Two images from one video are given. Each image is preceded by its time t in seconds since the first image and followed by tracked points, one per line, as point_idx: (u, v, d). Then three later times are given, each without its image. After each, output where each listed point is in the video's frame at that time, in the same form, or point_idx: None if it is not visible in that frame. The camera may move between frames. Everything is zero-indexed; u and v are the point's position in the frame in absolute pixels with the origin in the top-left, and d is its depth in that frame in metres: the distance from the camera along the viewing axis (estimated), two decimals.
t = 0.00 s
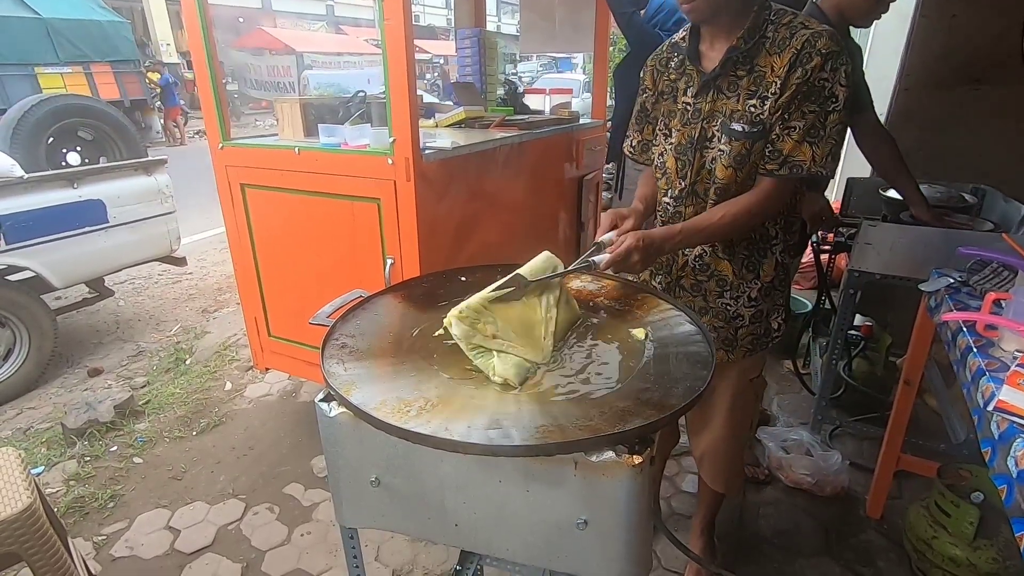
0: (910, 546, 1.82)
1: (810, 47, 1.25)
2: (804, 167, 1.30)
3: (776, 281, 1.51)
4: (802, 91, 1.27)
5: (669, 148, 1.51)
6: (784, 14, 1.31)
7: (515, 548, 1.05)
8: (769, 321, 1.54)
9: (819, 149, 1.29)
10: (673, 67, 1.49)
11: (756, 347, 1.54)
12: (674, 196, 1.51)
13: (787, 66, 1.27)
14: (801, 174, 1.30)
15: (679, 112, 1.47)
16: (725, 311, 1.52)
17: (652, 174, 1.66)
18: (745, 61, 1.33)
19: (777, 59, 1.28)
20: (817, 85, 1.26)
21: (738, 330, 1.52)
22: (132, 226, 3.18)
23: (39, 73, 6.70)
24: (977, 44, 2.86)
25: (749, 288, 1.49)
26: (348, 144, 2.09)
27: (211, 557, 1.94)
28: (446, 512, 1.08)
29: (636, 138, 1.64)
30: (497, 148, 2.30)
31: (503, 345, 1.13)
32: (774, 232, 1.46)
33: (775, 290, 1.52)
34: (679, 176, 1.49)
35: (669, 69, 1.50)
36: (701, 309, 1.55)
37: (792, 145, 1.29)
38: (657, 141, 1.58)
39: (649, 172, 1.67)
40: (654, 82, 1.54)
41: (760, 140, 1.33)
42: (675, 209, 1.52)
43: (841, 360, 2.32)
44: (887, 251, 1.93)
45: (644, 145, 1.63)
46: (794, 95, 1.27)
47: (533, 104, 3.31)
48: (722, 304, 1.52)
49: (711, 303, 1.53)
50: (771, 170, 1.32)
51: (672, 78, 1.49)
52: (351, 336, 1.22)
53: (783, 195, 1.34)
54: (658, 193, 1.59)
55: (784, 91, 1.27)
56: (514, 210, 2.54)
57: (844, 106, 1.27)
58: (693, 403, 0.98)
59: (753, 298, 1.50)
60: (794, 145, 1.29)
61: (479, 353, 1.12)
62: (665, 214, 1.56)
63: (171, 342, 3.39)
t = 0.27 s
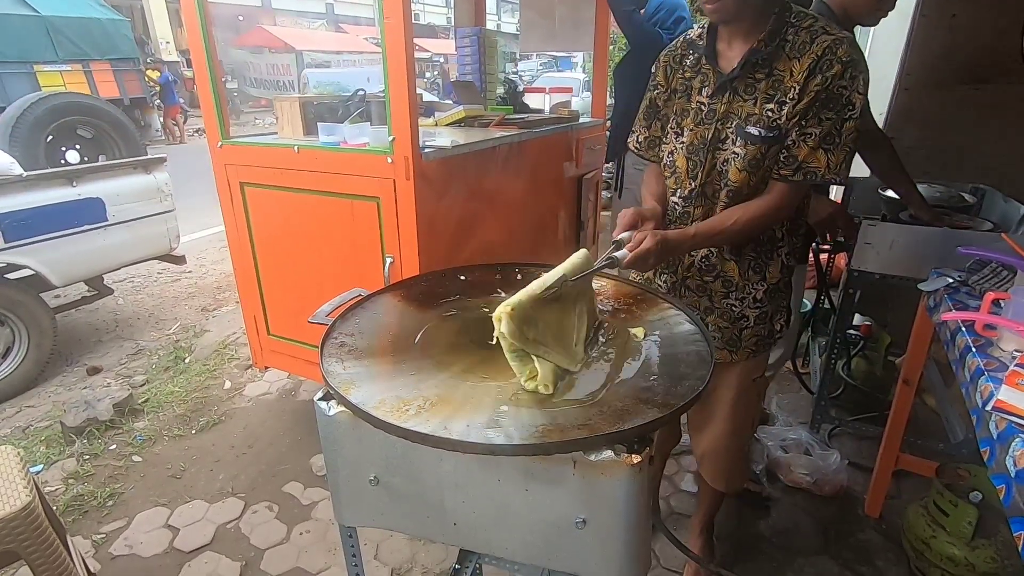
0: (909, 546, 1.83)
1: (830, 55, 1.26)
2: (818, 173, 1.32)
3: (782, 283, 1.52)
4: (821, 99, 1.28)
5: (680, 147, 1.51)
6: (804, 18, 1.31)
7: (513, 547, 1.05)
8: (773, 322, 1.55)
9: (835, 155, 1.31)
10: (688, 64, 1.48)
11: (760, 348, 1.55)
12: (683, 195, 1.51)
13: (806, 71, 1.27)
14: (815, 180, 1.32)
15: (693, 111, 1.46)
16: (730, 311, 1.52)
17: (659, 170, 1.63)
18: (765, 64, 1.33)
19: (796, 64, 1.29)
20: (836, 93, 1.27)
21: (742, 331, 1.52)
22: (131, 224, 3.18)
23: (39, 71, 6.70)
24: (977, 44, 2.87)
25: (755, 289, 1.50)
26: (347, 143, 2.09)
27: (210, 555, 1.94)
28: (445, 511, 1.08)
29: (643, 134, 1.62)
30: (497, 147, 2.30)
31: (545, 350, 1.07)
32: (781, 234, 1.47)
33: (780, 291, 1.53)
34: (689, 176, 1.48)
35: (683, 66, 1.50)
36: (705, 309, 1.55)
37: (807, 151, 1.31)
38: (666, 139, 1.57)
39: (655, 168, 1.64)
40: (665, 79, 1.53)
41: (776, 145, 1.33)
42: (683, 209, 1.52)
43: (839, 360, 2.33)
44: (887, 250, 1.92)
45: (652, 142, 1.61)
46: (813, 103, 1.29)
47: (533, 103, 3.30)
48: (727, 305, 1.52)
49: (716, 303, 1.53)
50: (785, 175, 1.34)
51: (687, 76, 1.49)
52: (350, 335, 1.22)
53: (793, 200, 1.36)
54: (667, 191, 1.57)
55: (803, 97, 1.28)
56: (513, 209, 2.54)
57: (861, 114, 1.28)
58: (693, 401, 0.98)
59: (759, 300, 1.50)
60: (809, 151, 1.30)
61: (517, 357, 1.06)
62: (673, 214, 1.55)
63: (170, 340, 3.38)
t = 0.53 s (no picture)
0: (908, 545, 1.83)
1: (846, 58, 1.26)
2: (835, 177, 1.32)
3: (789, 283, 1.52)
4: (837, 103, 1.28)
5: (690, 147, 1.50)
6: (819, 20, 1.31)
7: (512, 546, 1.05)
8: (779, 323, 1.55)
9: (850, 159, 1.31)
10: (700, 65, 1.48)
11: (766, 348, 1.55)
12: (692, 196, 1.50)
13: (822, 74, 1.28)
14: (832, 184, 1.33)
15: (704, 112, 1.46)
16: (737, 312, 1.52)
17: (664, 168, 1.63)
18: (779, 66, 1.32)
19: (811, 66, 1.29)
20: (852, 96, 1.27)
21: (750, 332, 1.52)
22: (131, 223, 3.18)
23: (38, 70, 6.69)
24: (978, 44, 2.87)
25: (763, 290, 1.49)
26: (346, 142, 2.09)
27: (209, 554, 1.94)
28: (444, 511, 1.08)
29: (650, 133, 1.62)
30: (496, 146, 2.30)
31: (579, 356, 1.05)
32: (790, 235, 1.46)
33: (787, 292, 1.53)
34: (699, 177, 1.48)
35: (694, 66, 1.50)
36: (712, 310, 1.55)
37: (824, 156, 1.31)
38: (675, 139, 1.57)
39: (661, 166, 1.64)
40: (677, 78, 1.53)
41: (791, 148, 1.34)
42: (693, 210, 1.51)
43: (838, 360, 2.34)
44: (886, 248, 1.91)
45: (660, 141, 1.61)
46: (829, 106, 1.28)
47: (533, 102, 3.35)
48: (734, 305, 1.52)
49: (724, 304, 1.53)
50: (802, 179, 1.34)
51: (698, 76, 1.48)
52: (350, 334, 1.22)
53: (806, 203, 1.37)
54: (675, 190, 1.57)
55: (819, 100, 1.29)
56: (512, 208, 2.53)
57: (875, 118, 1.29)
58: (692, 400, 0.98)
59: (766, 301, 1.50)
60: (825, 155, 1.31)
61: (555, 358, 1.02)
62: (682, 214, 1.55)
63: (169, 339, 3.38)
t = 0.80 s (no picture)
0: (906, 546, 1.83)
1: (854, 60, 1.26)
2: (847, 180, 1.32)
3: (793, 283, 1.52)
4: (846, 105, 1.28)
5: (695, 149, 1.50)
6: (826, 22, 1.31)
7: (508, 548, 1.05)
8: (783, 323, 1.55)
9: (861, 161, 1.32)
10: (705, 65, 1.48)
11: (769, 348, 1.55)
12: (698, 198, 1.50)
13: (831, 76, 1.28)
14: (845, 186, 1.33)
15: (709, 113, 1.46)
16: (742, 312, 1.52)
17: (667, 168, 1.64)
18: (787, 68, 1.32)
19: (819, 68, 1.29)
20: (861, 98, 1.27)
21: (754, 332, 1.53)
22: (130, 224, 3.18)
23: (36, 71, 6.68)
24: (976, 44, 2.88)
25: (767, 291, 1.50)
26: (344, 143, 2.09)
27: (207, 556, 1.94)
28: (441, 512, 1.08)
29: (654, 133, 1.63)
30: (495, 146, 2.31)
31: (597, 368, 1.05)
32: (795, 236, 1.46)
33: (791, 292, 1.53)
34: (705, 178, 1.48)
35: (699, 67, 1.49)
36: (716, 310, 1.55)
37: (835, 158, 1.31)
38: (680, 140, 1.57)
39: (663, 166, 1.64)
40: (682, 79, 1.53)
41: (799, 150, 1.34)
42: (698, 211, 1.51)
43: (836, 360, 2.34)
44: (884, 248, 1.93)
45: (662, 141, 1.62)
46: (838, 108, 1.29)
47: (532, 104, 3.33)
48: (739, 306, 1.52)
49: (728, 304, 1.53)
50: (814, 181, 1.35)
51: (703, 77, 1.48)
52: (347, 336, 1.22)
53: (815, 205, 1.37)
54: (679, 191, 1.57)
55: (828, 102, 1.29)
56: (510, 209, 2.54)
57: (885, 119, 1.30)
58: (689, 401, 0.98)
59: (770, 301, 1.51)
60: (837, 157, 1.31)
61: (581, 365, 1.01)
62: (687, 215, 1.55)
63: (168, 340, 3.38)
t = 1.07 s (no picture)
0: (905, 544, 1.83)
1: (859, 57, 1.27)
2: (858, 178, 1.32)
3: (795, 283, 1.52)
4: (853, 102, 1.28)
5: (698, 147, 1.50)
6: (830, 20, 1.32)
7: (507, 548, 1.05)
8: (784, 322, 1.55)
9: (871, 159, 1.32)
10: (707, 64, 1.48)
11: (770, 347, 1.55)
12: (701, 196, 1.50)
13: (836, 74, 1.28)
14: (856, 185, 1.32)
15: (712, 112, 1.46)
16: (743, 311, 1.52)
17: (667, 168, 1.64)
18: (791, 66, 1.32)
19: (824, 66, 1.29)
20: (868, 95, 1.28)
21: (755, 330, 1.53)
22: (127, 225, 3.17)
23: (32, 71, 6.66)
24: (973, 44, 2.89)
25: (769, 290, 1.50)
26: (342, 143, 2.09)
27: (205, 558, 1.93)
28: (440, 512, 1.07)
29: (654, 132, 1.63)
30: (493, 147, 2.31)
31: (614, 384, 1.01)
32: (799, 235, 1.47)
33: (793, 291, 1.53)
34: (708, 177, 1.48)
35: (701, 66, 1.49)
36: (717, 309, 1.55)
37: (845, 156, 1.31)
38: (682, 139, 1.57)
39: (664, 165, 1.65)
40: (684, 78, 1.53)
41: (804, 148, 1.34)
42: (701, 210, 1.51)
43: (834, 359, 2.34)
44: (882, 248, 1.95)
45: (662, 140, 1.62)
46: (845, 106, 1.29)
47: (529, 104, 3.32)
48: (740, 305, 1.52)
49: (730, 303, 1.53)
50: (825, 181, 1.35)
51: (705, 76, 1.48)
52: (345, 336, 1.22)
53: (820, 205, 1.38)
54: (682, 191, 1.57)
55: (833, 100, 1.29)
56: (508, 209, 2.53)
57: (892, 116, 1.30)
58: (688, 401, 0.98)
59: (771, 300, 1.51)
60: (847, 156, 1.31)
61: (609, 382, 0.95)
62: (689, 214, 1.55)
63: (165, 342, 3.37)
